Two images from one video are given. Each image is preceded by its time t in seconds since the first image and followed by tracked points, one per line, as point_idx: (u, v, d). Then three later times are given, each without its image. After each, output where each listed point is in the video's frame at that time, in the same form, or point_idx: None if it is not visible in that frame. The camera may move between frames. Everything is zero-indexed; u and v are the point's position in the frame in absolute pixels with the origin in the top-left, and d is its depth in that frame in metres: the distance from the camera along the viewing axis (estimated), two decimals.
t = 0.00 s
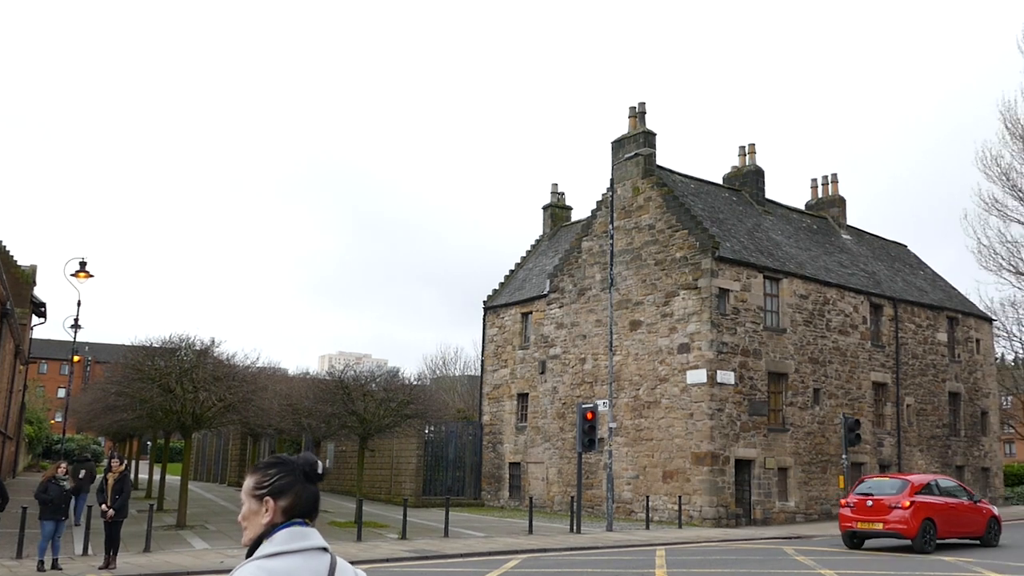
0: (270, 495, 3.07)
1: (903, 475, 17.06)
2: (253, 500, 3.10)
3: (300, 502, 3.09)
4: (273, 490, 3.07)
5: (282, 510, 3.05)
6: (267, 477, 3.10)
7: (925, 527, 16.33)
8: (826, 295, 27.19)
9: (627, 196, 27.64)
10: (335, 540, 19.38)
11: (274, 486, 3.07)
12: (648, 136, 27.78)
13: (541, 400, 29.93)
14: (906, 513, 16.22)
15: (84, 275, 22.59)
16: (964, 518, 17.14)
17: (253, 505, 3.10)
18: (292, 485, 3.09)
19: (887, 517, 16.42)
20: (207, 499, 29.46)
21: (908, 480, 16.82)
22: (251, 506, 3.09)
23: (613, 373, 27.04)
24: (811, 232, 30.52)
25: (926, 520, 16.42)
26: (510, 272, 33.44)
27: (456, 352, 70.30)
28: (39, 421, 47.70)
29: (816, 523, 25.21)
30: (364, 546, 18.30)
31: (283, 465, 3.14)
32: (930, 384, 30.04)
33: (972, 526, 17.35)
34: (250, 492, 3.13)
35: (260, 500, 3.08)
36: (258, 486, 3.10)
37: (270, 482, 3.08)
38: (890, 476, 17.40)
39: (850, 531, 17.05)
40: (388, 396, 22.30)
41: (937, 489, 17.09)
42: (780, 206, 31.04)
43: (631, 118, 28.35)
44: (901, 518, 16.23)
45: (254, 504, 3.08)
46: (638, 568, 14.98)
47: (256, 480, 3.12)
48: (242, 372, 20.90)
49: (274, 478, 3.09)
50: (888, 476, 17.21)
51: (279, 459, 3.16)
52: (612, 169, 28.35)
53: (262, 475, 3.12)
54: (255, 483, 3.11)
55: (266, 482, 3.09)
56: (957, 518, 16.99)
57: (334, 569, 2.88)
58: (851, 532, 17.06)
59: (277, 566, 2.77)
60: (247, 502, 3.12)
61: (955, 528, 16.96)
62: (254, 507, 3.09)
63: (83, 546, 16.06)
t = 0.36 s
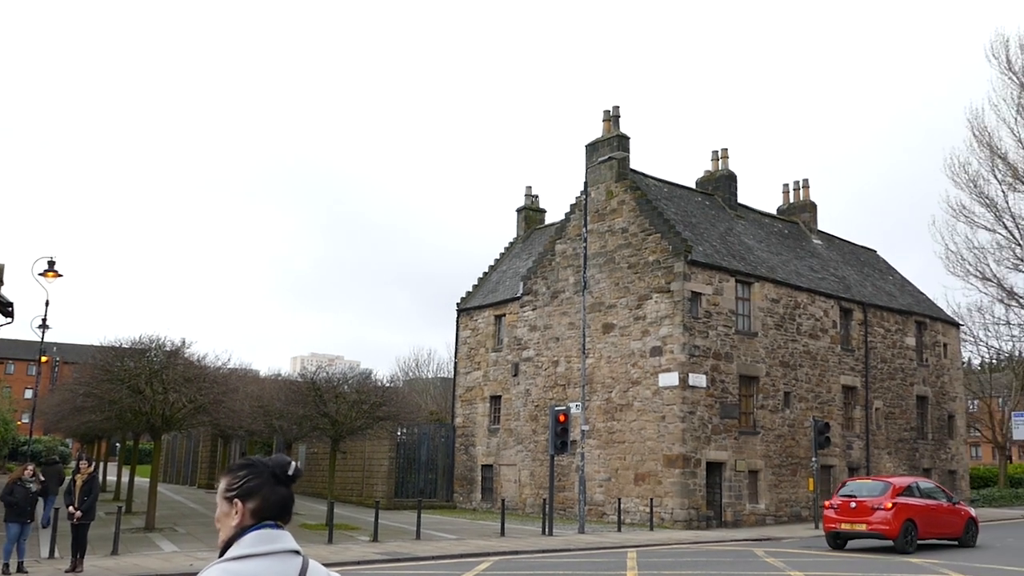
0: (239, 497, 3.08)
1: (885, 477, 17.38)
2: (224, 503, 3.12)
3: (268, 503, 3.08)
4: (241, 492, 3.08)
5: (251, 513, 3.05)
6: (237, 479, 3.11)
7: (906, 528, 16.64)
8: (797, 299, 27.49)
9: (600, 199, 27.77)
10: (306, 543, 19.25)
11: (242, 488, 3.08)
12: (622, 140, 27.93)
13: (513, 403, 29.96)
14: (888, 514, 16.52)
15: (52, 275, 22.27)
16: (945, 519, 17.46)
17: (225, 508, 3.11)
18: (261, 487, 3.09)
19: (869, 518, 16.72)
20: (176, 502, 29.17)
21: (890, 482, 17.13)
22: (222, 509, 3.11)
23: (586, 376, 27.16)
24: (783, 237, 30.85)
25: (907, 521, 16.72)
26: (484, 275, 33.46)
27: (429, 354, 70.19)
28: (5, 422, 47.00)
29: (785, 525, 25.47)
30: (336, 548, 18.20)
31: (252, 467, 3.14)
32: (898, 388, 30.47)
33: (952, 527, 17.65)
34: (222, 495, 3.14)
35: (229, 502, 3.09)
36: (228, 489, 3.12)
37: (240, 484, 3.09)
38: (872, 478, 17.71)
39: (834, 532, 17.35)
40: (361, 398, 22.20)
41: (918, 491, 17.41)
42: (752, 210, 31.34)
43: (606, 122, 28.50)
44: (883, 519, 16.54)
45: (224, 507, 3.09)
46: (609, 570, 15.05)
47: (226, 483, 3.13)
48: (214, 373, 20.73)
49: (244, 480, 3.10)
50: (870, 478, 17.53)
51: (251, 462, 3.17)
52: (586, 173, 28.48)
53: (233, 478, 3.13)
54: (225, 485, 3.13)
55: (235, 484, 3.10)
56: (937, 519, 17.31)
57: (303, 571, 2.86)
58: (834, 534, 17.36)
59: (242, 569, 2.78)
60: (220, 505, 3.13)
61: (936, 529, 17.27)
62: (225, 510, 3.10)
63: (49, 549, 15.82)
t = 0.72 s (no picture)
0: (213, 499, 3.05)
1: (869, 479, 17.60)
2: (201, 504, 3.11)
3: (242, 505, 3.04)
4: (215, 493, 3.05)
5: (224, 514, 3.02)
6: (213, 481, 3.09)
7: (890, 529, 16.84)
8: (774, 302, 27.69)
9: (579, 202, 27.83)
10: (282, 545, 19.10)
11: (216, 489, 3.06)
12: (601, 143, 28.02)
13: (491, 404, 29.94)
14: (872, 515, 16.73)
15: (25, 274, 21.98)
16: (928, 521, 17.68)
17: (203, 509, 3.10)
18: (235, 488, 3.06)
19: (854, 519, 16.91)
20: (150, 503, 28.88)
21: (874, 484, 17.35)
22: (200, 510, 3.09)
23: (564, 378, 27.20)
24: (759, 240, 31.07)
25: (891, 522, 16.93)
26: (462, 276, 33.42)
27: (407, 355, 70.04)
28: None
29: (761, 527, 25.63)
30: (312, 550, 18.07)
31: (228, 469, 3.11)
32: (873, 391, 30.78)
33: (935, 529, 17.85)
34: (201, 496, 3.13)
35: (205, 503, 3.07)
36: (205, 490, 3.10)
37: (214, 485, 3.07)
38: (857, 480, 17.91)
39: (819, 534, 17.52)
40: (338, 399, 22.08)
41: (901, 493, 17.64)
42: (729, 214, 31.54)
43: (584, 124, 28.58)
44: (867, 521, 16.74)
45: (200, 508, 3.08)
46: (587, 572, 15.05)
47: (204, 483, 3.12)
48: (189, 374, 20.55)
49: (219, 482, 3.07)
50: (855, 480, 17.73)
51: (227, 463, 3.14)
52: (565, 175, 28.53)
53: (210, 479, 3.11)
54: (203, 486, 3.11)
55: (211, 485, 3.08)
56: (920, 520, 17.52)
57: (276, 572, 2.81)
58: (819, 535, 17.53)
59: (215, 570, 2.75)
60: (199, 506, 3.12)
61: (918, 530, 17.49)
62: (203, 512, 3.09)
63: (21, 551, 15.60)
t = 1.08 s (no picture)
0: (180, 501, 2.98)
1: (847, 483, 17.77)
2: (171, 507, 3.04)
3: (208, 507, 2.95)
4: (180, 496, 2.98)
5: (190, 517, 2.94)
6: (181, 482, 3.02)
7: (866, 531, 17.02)
8: (743, 306, 27.89)
9: (550, 205, 27.83)
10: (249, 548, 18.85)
11: (183, 491, 2.98)
12: (572, 146, 28.08)
13: (461, 407, 29.84)
14: (850, 517, 16.90)
15: None
16: (903, 524, 17.89)
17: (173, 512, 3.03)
18: (200, 490, 2.97)
19: (832, 522, 17.07)
20: (114, 506, 28.41)
21: (851, 487, 17.52)
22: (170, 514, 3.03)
23: (534, 381, 27.18)
24: (729, 245, 31.29)
25: (868, 525, 17.11)
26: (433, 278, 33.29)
27: (376, 357, 69.70)
28: None
29: (729, 529, 25.77)
30: (279, 554, 17.86)
31: (196, 470, 3.03)
32: (840, 395, 31.11)
33: (910, 532, 18.08)
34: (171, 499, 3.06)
35: (173, 506, 3.00)
36: (174, 492, 3.03)
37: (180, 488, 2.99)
38: (834, 483, 18.06)
39: (798, 536, 17.66)
40: (307, 401, 21.86)
41: (878, 495, 17.83)
42: (700, 218, 31.72)
43: (556, 127, 28.61)
44: (845, 523, 16.91)
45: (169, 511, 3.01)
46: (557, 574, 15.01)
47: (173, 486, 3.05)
48: (155, 376, 20.24)
49: (186, 483, 3.00)
50: (832, 483, 17.90)
51: (195, 464, 3.06)
52: (537, 178, 28.53)
53: (180, 481, 3.04)
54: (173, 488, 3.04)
55: (179, 487, 3.01)
56: (896, 523, 17.73)
57: None
58: (798, 538, 17.67)
59: (177, 573, 2.67)
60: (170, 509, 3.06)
61: (894, 533, 17.69)
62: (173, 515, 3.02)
63: None
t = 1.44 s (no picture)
0: (153, 503, 2.95)
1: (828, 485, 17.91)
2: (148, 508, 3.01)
3: (180, 509, 2.91)
4: (152, 498, 2.95)
5: (162, 519, 2.90)
6: (155, 483, 2.99)
7: (847, 533, 17.18)
8: (718, 309, 28.06)
9: (527, 207, 27.85)
10: (221, 551, 18.66)
11: (155, 494, 2.95)
12: (550, 149, 28.14)
13: (436, 409, 29.76)
14: (831, 519, 17.05)
15: None
16: (882, 526, 18.08)
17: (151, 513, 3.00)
18: (172, 492, 2.93)
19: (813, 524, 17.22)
20: (85, 508, 28.03)
21: (832, 490, 17.67)
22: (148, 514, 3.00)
23: (510, 383, 27.17)
24: (705, 248, 31.46)
25: (849, 527, 17.27)
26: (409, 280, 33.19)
27: (351, 359, 69.41)
28: None
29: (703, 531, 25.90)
30: (253, 556, 17.71)
31: (169, 471, 2.99)
32: (813, 398, 31.38)
33: (889, 534, 18.25)
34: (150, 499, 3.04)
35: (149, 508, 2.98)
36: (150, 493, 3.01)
37: (154, 490, 2.96)
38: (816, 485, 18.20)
39: (779, 538, 17.80)
40: (281, 402, 21.68)
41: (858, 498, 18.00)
42: (676, 222, 31.88)
43: (533, 130, 28.64)
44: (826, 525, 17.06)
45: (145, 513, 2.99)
46: None
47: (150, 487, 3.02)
48: (128, 377, 20.01)
49: (159, 485, 2.96)
50: (814, 486, 18.04)
51: (169, 465, 3.02)
52: (514, 180, 28.54)
53: (155, 482, 3.00)
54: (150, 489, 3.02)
55: (152, 489, 2.98)
56: (876, 525, 17.90)
57: None
58: (779, 539, 17.80)
59: None
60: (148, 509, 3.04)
61: (874, 535, 17.86)
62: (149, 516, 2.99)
63: None
